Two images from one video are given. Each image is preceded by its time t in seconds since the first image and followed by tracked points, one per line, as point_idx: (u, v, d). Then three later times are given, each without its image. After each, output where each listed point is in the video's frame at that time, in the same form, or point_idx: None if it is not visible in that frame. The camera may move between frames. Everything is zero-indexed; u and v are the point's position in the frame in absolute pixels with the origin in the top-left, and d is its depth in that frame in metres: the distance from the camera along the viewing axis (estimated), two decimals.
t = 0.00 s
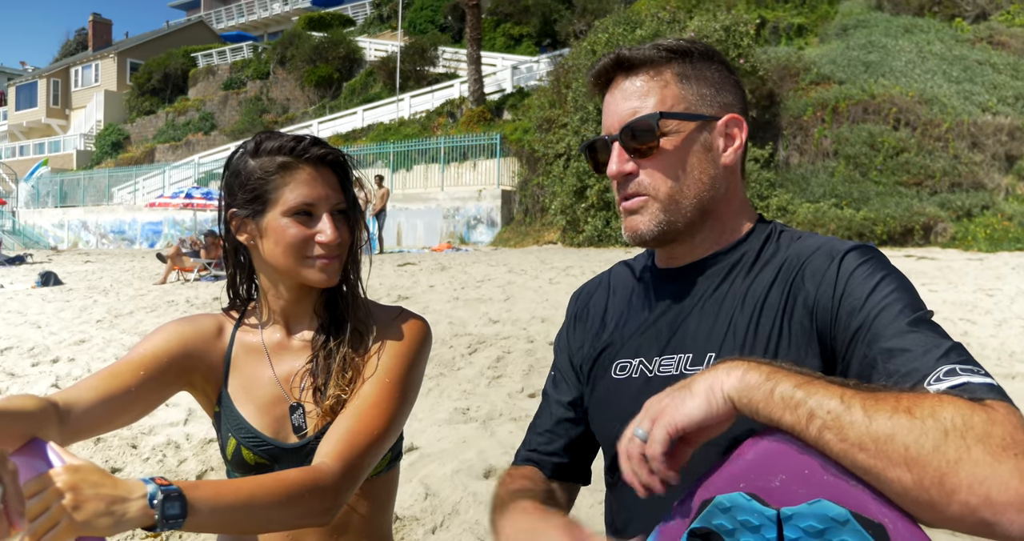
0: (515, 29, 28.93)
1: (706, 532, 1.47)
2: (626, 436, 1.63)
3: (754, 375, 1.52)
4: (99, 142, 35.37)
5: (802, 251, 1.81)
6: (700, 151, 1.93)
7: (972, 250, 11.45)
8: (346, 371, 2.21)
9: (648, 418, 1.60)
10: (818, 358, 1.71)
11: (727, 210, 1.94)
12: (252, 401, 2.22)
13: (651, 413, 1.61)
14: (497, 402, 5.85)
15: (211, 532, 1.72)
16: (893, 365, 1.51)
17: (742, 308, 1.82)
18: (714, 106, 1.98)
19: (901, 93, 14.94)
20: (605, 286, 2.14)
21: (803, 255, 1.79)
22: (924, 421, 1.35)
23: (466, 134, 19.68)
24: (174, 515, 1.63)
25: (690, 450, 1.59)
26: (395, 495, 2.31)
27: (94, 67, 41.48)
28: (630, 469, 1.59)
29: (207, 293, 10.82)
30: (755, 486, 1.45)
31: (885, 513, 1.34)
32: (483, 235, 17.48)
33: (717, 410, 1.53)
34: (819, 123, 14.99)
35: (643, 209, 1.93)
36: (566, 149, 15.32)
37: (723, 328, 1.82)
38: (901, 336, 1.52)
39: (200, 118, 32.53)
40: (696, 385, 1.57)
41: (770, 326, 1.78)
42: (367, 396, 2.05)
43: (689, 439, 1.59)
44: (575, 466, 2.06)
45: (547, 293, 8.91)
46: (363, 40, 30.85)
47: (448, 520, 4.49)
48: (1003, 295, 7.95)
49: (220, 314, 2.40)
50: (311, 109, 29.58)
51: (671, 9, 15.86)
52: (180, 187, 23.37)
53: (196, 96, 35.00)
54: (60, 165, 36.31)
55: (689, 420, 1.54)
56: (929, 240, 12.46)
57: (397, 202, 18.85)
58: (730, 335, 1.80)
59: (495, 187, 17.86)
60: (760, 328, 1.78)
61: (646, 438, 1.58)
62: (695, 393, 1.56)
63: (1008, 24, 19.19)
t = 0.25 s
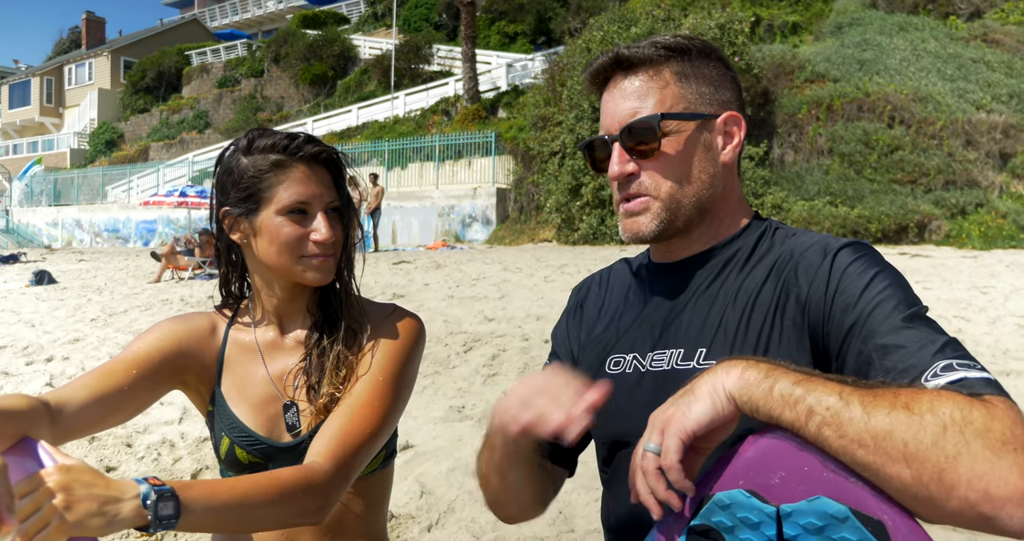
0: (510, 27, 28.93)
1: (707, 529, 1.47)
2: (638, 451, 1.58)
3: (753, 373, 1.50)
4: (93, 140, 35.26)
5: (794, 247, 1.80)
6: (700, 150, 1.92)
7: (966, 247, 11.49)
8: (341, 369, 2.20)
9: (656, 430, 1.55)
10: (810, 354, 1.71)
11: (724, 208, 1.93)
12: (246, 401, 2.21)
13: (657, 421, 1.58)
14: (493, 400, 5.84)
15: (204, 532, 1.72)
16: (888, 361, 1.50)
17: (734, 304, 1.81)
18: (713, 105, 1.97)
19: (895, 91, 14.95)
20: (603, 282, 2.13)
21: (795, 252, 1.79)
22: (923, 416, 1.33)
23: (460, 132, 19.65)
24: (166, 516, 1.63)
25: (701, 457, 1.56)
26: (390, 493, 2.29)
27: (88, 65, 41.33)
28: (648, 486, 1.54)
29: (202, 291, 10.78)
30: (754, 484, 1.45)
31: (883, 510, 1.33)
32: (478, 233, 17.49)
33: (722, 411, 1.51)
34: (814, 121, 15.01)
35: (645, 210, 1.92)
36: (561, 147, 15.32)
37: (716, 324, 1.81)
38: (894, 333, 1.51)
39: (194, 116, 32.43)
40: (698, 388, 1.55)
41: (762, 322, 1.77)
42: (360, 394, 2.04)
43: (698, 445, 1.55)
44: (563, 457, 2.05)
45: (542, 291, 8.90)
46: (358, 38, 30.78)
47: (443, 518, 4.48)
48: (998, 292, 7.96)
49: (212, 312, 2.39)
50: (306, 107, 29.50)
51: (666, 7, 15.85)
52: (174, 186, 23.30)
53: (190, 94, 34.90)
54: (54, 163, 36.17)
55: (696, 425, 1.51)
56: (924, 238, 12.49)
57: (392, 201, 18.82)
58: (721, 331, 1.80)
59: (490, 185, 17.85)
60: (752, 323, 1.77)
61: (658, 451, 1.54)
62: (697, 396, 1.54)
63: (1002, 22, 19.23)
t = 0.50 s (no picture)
0: (507, 25, 28.92)
1: (704, 527, 1.44)
2: (635, 446, 1.57)
3: (752, 371, 1.49)
4: (90, 140, 35.19)
5: (786, 245, 1.79)
6: (676, 150, 1.87)
7: (964, 243, 11.49)
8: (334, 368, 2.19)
9: (655, 426, 1.55)
10: (801, 354, 1.70)
11: (709, 208, 1.89)
12: (239, 401, 2.20)
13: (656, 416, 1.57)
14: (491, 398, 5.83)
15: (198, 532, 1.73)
16: (882, 359, 1.49)
17: (726, 302, 1.80)
18: (691, 103, 1.91)
19: (892, 88, 14.95)
20: (597, 279, 2.12)
21: (786, 250, 1.77)
22: (920, 415, 1.33)
23: (458, 130, 19.63)
24: (158, 517, 1.64)
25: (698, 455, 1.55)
26: (384, 492, 2.29)
27: (84, 64, 41.24)
28: (645, 480, 1.52)
29: (200, 290, 10.76)
30: (752, 481, 1.42)
31: (880, 509, 1.32)
32: (477, 231, 17.49)
33: (721, 409, 1.50)
34: (811, 117, 15.02)
35: (624, 213, 1.88)
36: (559, 145, 15.31)
37: (707, 322, 1.80)
38: (888, 331, 1.50)
39: (191, 115, 32.40)
40: (697, 385, 1.53)
41: (753, 321, 1.75)
42: (353, 394, 2.02)
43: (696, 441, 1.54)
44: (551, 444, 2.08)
45: (540, 289, 8.89)
46: (354, 36, 30.73)
47: (442, 516, 4.48)
48: (996, 288, 7.96)
49: (205, 312, 2.38)
50: (303, 106, 29.45)
51: (663, 4, 15.84)
52: (172, 185, 23.26)
53: (187, 93, 34.83)
54: (51, 163, 36.10)
55: (695, 421, 1.50)
56: (922, 234, 12.50)
57: (390, 199, 18.79)
58: (713, 329, 1.79)
59: (488, 183, 17.84)
60: (744, 322, 1.76)
61: (656, 446, 1.52)
62: (697, 393, 1.52)
63: (999, 17, 19.24)
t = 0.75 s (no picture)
0: (512, 21, 28.88)
1: (695, 526, 1.49)
2: (628, 445, 1.54)
3: (744, 370, 1.47)
4: (96, 137, 35.28)
5: (780, 246, 1.77)
6: (664, 152, 1.87)
7: (970, 240, 11.44)
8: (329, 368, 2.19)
9: (647, 425, 1.52)
10: (794, 356, 1.69)
11: (699, 208, 1.88)
12: (232, 400, 2.20)
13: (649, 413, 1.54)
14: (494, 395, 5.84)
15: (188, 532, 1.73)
16: (874, 361, 1.48)
17: (719, 303, 1.79)
18: (680, 104, 1.90)
19: (899, 84, 14.89)
20: (592, 279, 2.11)
21: (780, 250, 1.76)
22: (911, 416, 1.31)
23: (463, 126, 19.62)
24: (148, 517, 1.64)
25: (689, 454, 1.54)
26: (378, 491, 2.29)
27: (91, 61, 41.33)
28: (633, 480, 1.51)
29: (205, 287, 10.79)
30: (743, 482, 1.45)
31: (870, 509, 1.33)
32: (482, 228, 17.49)
33: (713, 409, 1.47)
34: (817, 114, 14.97)
35: (612, 215, 1.89)
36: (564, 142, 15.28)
37: (701, 323, 1.79)
38: (881, 332, 1.49)
39: (197, 112, 32.47)
40: (689, 384, 1.51)
41: (747, 321, 1.75)
42: (346, 397, 2.02)
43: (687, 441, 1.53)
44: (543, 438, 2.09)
45: (544, 286, 8.89)
46: (360, 33, 30.72)
47: (444, 513, 4.49)
48: (1002, 286, 7.93)
49: (199, 310, 2.37)
50: (309, 103, 29.47)
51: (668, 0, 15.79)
52: (178, 182, 23.31)
53: (193, 90, 34.89)
54: (58, 160, 36.20)
55: (687, 421, 1.48)
56: (928, 231, 12.45)
57: (395, 195, 18.80)
58: (707, 331, 1.78)
59: (493, 179, 17.83)
60: (737, 323, 1.75)
61: (648, 446, 1.50)
62: (690, 392, 1.50)
63: (1006, 13, 19.13)
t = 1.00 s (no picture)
0: (520, 13, 28.79)
1: (680, 519, 1.48)
2: (613, 438, 1.53)
3: (730, 364, 1.46)
4: (105, 128, 35.35)
5: (768, 240, 1.76)
6: (636, 150, 1.85)
7: (979, 234, 11.36)
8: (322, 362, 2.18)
9: (633, 418, 1.50)
10: (781, 350, 1.68)
11: (679, 204, 1.87)
12: (226, 391, 2.21)
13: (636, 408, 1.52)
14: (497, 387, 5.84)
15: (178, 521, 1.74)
16: (861, 354, 1.47)
17: (706, 297, 1.78)
18: (657, 100, 1.87)
19: (908, 77, 14.79)
20: (584, 272, 2.10)
21: (768, 244, 1.75)
22: (895, 411, 1.30)
23: (470, 118, 19.59)
24: (136, 504, 1.65)
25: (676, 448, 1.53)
26: (371, 481, 2.29)
27: (100, 52, 41.40)
28: (618, 471, 1.50)
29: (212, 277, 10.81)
30: (727, 475, 1.45)
31: (854, 503, 1.33)
32: (488, 220, 17.46)
33: (700, 402, 1.46)
34: (826, 106, 14.88)
35: (589, 212, 1.90)
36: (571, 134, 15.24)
37: (687, 316, 1.79)
38: (867, 327, 1.48)
39: (205, 103, 32.52)
40: (675, 378, 1.50)
41: (734, 315, 1.74)
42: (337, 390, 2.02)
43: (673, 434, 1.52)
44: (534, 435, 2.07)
45: (549, 278, 8.87)
46: (367, 24, 30.68)
47: (445, 504, 4.49)
48: (1010, 280, 7.87)
49: (195, 301, 2.37)
50: (316, 94, 29.46)
51: None
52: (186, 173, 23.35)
53: (201, 81, 34.91)
54: (67, 151, 36.30)
55: (673, 414, 1.46)
56: (936, 225, 12.38)
57: (402, 187, 18.80)
58: (693, 325, 1.77)
59: (500, 171, 17.80)
60: (724, 316, 1.74)
61: (634, 439, 1.48)
62: (676, 385, 1.48)
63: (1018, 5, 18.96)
